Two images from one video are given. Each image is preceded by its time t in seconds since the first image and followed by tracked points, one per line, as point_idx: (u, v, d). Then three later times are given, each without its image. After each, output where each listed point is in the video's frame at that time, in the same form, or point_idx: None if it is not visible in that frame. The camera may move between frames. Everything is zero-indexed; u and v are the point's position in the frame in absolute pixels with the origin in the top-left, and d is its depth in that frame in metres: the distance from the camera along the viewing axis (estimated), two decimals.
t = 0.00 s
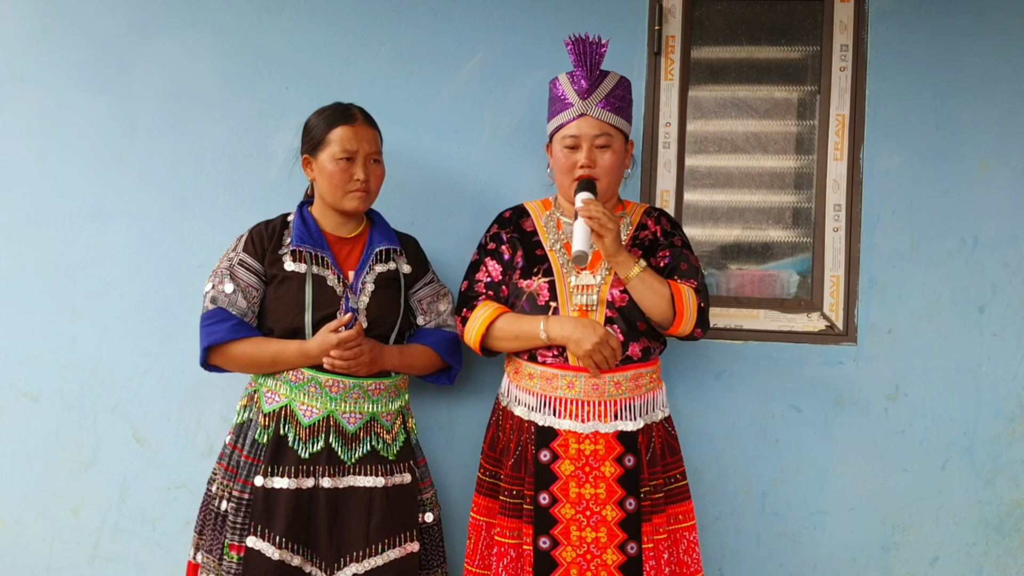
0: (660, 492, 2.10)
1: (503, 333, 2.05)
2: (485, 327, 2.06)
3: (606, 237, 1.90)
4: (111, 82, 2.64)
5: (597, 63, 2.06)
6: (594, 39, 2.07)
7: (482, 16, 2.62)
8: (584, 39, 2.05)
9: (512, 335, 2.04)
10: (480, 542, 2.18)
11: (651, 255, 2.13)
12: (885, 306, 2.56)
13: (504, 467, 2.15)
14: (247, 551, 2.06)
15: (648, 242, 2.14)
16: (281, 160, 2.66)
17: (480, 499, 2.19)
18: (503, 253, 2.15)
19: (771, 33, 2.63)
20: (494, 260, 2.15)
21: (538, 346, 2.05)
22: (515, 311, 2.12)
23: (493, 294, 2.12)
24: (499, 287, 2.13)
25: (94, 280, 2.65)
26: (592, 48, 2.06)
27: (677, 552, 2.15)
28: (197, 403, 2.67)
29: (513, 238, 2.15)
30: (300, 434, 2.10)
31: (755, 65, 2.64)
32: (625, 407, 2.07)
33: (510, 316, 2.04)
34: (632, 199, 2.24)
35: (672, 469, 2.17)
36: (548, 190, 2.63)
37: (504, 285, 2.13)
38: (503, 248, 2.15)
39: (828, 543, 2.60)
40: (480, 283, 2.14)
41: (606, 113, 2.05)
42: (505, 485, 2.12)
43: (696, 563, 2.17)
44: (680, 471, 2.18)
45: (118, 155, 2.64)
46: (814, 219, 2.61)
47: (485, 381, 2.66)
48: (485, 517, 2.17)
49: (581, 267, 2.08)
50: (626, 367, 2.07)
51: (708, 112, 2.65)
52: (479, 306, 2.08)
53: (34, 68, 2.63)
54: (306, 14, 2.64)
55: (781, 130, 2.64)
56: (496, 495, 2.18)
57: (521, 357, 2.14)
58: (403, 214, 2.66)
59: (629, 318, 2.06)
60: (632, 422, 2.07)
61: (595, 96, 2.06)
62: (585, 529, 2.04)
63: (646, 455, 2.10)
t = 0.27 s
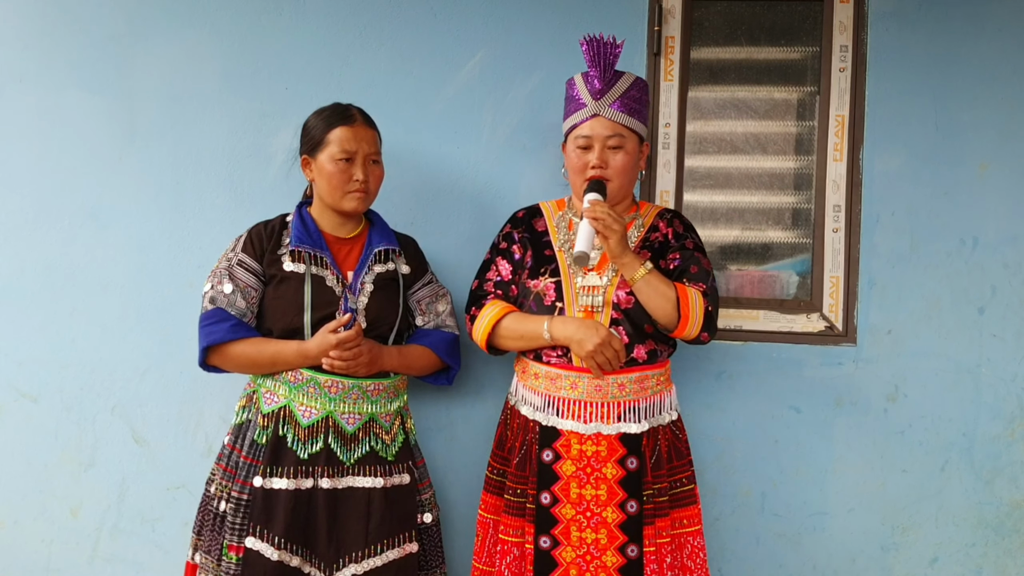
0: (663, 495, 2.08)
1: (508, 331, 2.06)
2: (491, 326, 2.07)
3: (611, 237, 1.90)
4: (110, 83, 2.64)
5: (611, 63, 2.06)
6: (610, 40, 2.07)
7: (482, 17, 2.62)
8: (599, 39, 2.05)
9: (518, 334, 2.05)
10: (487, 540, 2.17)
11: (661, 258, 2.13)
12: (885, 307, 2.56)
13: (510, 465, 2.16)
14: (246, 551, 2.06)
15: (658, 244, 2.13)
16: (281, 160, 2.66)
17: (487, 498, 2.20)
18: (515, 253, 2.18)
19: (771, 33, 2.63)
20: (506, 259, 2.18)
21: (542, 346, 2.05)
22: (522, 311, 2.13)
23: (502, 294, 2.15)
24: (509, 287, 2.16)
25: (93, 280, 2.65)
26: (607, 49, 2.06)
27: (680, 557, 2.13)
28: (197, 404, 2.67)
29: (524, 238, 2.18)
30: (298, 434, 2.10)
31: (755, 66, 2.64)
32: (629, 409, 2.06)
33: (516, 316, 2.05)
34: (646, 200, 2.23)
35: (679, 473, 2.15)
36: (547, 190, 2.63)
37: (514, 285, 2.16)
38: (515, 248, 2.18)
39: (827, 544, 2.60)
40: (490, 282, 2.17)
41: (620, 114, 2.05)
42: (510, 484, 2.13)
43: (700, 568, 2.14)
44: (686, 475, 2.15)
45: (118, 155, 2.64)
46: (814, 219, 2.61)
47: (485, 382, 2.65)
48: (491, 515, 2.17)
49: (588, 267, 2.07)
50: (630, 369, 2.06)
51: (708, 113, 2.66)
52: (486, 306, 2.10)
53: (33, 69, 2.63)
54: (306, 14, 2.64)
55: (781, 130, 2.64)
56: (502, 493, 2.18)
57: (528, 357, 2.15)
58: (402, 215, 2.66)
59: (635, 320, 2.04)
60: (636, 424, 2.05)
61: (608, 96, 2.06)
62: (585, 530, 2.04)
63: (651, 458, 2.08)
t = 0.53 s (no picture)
0: (669, 500, 2.08)
1: (516, 331, 2.07)
2: (501, 325, 2.09)
3: (616, 240, 1.89)
4: (111, 84, 2.64)
5: (628, 64, 2.07)
6: (628, 41, 2.08)
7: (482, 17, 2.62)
8: (616, 40, 2.06)
9: (525, 334, 2.06)
10: (498, 536, 2.19)
11: (673, 260, 2.10)
12: (885, 308, 2.56)
13: (518, 463, 2.18)
14: (246, 552, 2.06)
15: (671, 247, 2.11)
16: (281, 161, 2.66)
17: (497, 495, 2.22)
18: (528, 253, 2.18)
19: (771, 35, 2.64)
20: (519, 259, 2.20)
21: (549, 347, 2.06)
22: (532, 311, 2.14)
23: (514, 293, 2.17)
24: (521, 287, 2.17)
25: (93, 281, 2.66)
26: (625, 51, 2.07)
27: (686, 561, 2.13)
28: (196, 404, 2.67)
29: (538, 238, 2.18)
30: (298, 435, 2.10)
31: (755, 67, 2.65)
32: (633, 412, 2.05)
33: (525, 315, 2.06)
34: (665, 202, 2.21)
35: (686, 477, 2.13)
36: (547, 191, 2.64)
37: (526, 285, 2.17)
38: (529, 248, 2.19)
39: (827, 544, 2.60)
40: (503, 281, 2.18)
41: (636, 116, 2.04)
42: (517, 482, 2.15)
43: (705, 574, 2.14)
44: (694, 480, 2.14)
45: (118, 156, 2.64)
46: (814, 220, 2.61)
47: (485, 383, 2.66)
48: (501, 512, 2.19)
49: (597, 269, 2.07)
50: (635, 373, 2.04)
51: (708, 114, 2.66)
52: (497, 304, 2.11)
53: (34, 69, 2.63)
54: (306, 15, 2.64)
55: (781, 132, 2.64)
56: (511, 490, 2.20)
57: (537, 358, 2.16)
58: (402, 216, 2.66)
59: (642, 323, 2.03)
60: (640, 427, 2.05)
61: (624, 97, 2.05)
62: (586, 531, 2.04)
63: (656, 463, 2.07)
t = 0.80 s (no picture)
0: (671, 503, 2.06)
1: (523, 329, 2.08)
2: (509, 322, 2.10)
3: (617, 241, 1.89)
4: (111, 83, 2.64)
5: (641, 65, 2.07)
6: (641, 42, 2.08)
7: (482, 17, 2.62)
8: (628, 41, 2.06)
9: (531, 332, 2.06)
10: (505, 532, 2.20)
11: (682, 261, 2.09)
12: (885, 308, 2.56)
13: (525, 461, 2.19)
14: (246, 551, 2.06)
15: (680, 248, 2.10)
16: (281, 161, 2.66)
17: (506, 492, 2.24)
18: (541, 252, 2.18)
19: (772, 35, 2.63)
20: (532, 258, 2.20)
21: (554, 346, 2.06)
22: (542, 311, 2.15)
23: (525, 291, 2.17)
24: (532, 285, 2.18)
25: (93, 280, 2.65)
26: (638, 52, 2.07)
27: (689, 566, 2.09)
28: (196, 404, 2.67)
29: (551, 237, 2.18)
30: (298, 435, 2.10)
31: (756, 67, 2.64)
32: (636, 414, 2.04)
33: (532, 313, 2.07)
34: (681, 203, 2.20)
35: (691, 481, 2.10)
36: (547, 191, 2.63)
37: (537, 284, 2.17)
38: (542, 247, 2.19)
39: (827, 545, 2.60)
40: (515, 280, 2.19)
41: (648, 117, 2.04)
42: (523, 480, 2.17)
43: None
44: (699, 484, 2.11)
45: (118, 156, 2.64)
46: (814, 220, 2.61)
47: (485, 383, 2.65)
48: (508, 508, 2.19)
49: (604, 269, 2.07)
50: (638, 374, 2.03)
51: (708, 114, 2.66)
52: (507, 302, 2.12)
53: (34, 69, 2.63)
54: (306, 15, 2.64)
55: (782, 132, 2.64)
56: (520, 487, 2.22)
57: (546, 358, 2.17)
58: (402, 215, 2.66)
59: (647, 325, 2.01)
60: (642, 429, 2.03)
61: (636, 98, 2.06)
62: (586, 531, 2.04)
63: (659, 466, 2.05)
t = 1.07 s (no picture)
0: (673, 506, 2.03)
1: (528, 327, 2.08)
2: (516, 321, 2.11)
3: (617, 240, 1.87)
4: (110, 82, 2.63)
5: (648, 65, 2.06)
6: (647, 41, 2.07)
7: (482, 16, 2.61)
8: (634, 40, 2.05)
9: (536, 330, 2.06)
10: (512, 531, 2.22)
11: (687, 260, 2.07)
12: (886, 309, 2.55)
13: (532, 460, 2.20)
14: (245, 552, 2.04)
15: (685, 247, 2.08)
16: (280, 160, 2.65)
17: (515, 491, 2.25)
18: (551, 251, 2.19)
19: (773, 34, 2.62)
20: (542, 258, 2.21)
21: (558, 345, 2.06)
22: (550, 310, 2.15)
23: (533, 290, 2.18)
24: (541, 284, 2.18)
25: (91, 280, 2.64)
26: (645, 51, 2.06)
27: (691, 569, 2.09)
28: (195, 404, 2.66)
29: (559, 236, 2.19)
30: (297, 435, 2.09)
31: (757, 67, 2.63)
32: (637, 415, 2.02)
33: (538, 312, 2.06)
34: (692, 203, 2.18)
35: (695, 484, 2.08)
36: (547, 191, 2.62)
37: (546, 283, 2.18)
38: (551, 246, 2.20)
39: (828, 546, 2.59)
40: (524, 279, 2.20)
41: (653, 116, 2.03)
42: (530, 479, 2.18)
43: None
44: (703, 488, 2.09)
45: (116, 155, 2.63)
46: (815, 221, 2.60)
47: (484, 383, 2.64)
48: (516, 507, 2.21)
49: (608, 268, 2.08)
50: (640, 375, 2.02)
51: (710, 114, 2.66)
52: (516, 301, 2.13)
53: (32, 68, 2.62)
54: (306, 13, 2.63)
55: (783, 132, 2.63)
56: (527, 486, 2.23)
57: (552, 358, 2.17)
58: (402, 215, 2.65)
59: (650, 325, 2.00)
60: (644, 430, 2.02)
61: (642, 98, 2.05)
62: (586, 532, 2.03)
63: (661, 468, 2.03)
